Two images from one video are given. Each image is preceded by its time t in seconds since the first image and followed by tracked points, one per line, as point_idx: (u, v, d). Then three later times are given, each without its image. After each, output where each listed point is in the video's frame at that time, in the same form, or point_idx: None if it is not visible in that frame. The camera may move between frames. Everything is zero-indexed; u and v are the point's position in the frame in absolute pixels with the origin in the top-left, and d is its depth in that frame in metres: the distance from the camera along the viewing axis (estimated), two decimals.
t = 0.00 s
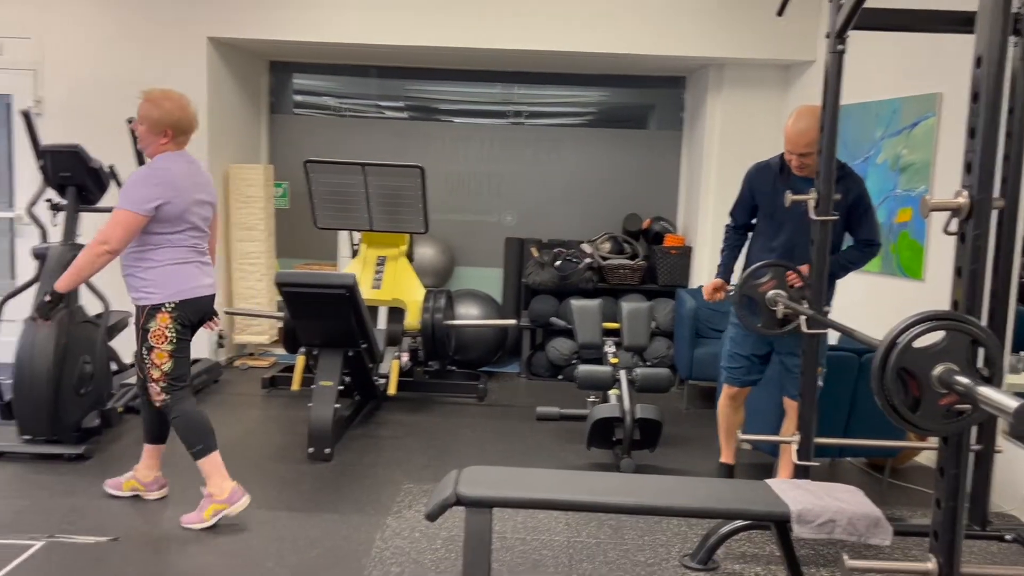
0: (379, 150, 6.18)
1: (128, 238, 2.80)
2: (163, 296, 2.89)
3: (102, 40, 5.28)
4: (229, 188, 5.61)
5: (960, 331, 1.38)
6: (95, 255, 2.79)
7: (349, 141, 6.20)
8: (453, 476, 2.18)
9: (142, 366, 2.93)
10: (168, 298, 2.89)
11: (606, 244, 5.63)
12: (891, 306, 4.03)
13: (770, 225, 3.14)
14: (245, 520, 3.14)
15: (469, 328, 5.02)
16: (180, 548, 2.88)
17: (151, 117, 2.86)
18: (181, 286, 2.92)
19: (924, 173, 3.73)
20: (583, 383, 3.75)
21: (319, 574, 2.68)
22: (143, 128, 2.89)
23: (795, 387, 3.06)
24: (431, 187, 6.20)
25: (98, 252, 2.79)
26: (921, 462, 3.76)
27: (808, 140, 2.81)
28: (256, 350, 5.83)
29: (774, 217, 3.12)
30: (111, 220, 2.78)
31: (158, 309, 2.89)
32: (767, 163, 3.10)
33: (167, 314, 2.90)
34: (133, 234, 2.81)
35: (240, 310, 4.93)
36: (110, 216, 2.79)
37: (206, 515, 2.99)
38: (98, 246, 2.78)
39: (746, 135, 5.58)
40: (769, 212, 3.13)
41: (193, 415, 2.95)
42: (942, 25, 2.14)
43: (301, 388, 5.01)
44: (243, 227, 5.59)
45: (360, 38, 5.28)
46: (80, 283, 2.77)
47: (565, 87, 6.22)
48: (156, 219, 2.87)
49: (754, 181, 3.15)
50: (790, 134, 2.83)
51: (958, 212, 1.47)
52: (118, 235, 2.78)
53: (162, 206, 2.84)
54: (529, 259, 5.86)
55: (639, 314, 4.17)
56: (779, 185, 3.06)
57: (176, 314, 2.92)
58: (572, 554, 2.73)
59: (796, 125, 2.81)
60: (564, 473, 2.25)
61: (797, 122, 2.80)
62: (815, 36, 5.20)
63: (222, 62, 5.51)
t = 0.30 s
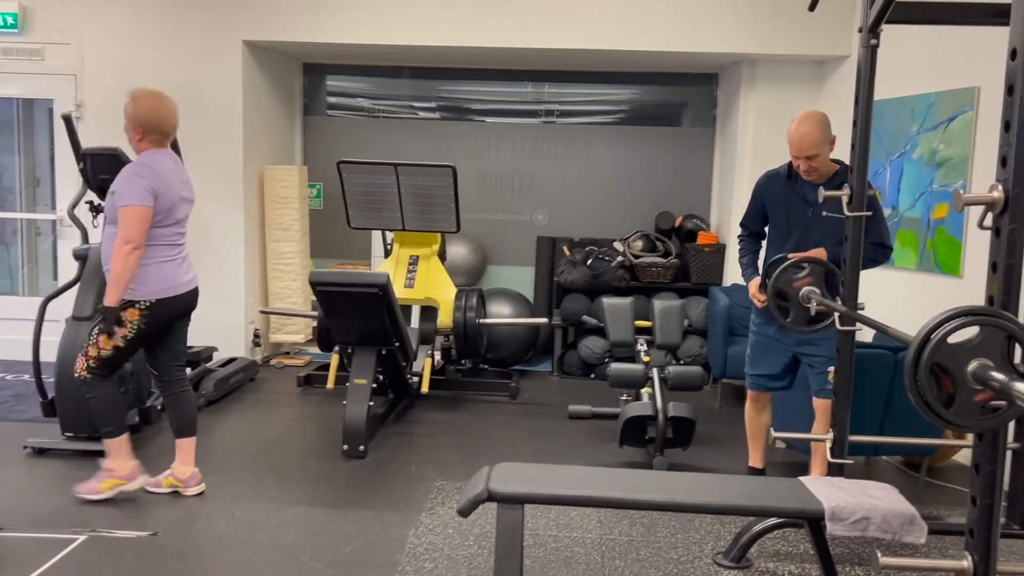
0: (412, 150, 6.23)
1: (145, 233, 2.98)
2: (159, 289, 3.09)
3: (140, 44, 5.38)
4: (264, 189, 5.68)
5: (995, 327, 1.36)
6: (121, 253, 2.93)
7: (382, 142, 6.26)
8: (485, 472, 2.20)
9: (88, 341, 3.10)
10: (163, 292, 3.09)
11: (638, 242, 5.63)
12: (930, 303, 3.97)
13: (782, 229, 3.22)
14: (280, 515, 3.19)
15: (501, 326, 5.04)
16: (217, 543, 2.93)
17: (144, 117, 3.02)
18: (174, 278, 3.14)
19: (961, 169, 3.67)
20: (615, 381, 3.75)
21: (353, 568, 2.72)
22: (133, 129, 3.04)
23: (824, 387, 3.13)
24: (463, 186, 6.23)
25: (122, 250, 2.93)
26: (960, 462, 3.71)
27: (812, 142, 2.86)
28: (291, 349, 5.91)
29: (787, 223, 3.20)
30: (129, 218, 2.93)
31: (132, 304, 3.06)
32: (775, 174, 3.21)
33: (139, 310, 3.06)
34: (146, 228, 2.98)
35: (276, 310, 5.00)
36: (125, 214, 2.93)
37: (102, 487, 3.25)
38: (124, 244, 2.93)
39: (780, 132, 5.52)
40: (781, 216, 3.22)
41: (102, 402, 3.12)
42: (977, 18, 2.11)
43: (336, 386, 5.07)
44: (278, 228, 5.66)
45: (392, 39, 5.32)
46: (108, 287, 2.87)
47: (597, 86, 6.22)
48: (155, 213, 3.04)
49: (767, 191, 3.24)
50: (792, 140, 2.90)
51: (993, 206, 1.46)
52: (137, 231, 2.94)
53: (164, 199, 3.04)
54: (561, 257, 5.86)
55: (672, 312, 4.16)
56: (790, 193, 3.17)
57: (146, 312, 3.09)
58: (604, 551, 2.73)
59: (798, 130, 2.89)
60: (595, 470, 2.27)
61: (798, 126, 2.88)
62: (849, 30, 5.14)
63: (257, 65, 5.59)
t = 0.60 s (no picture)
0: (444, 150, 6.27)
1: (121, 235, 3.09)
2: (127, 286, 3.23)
3: (178, 48, 5.48)
4: (299, 190, 5.75)
5: None
6: (100, 256, 3.02)
7: (414, 142, 6.31)
8: (517, 469, 2.23)
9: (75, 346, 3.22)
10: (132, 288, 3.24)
11: (670, 240, 5.62)
12: (968, 300, 3.91)
13: (794, 228, 3.30)
14: (316, 511, 3.24)
15: (533, 325, 5.06)
16: (255, 538, 2.98)
17: (112, 122, 3.12)
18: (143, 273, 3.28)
19: (999, 164, 3.62)
20: (647, 379, 3.75)
21: (387, 564, 2.75)
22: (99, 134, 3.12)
23: (851, 384, 3.12)
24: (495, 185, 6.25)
25: (99, 252, 3.02)
26: (999, 460, 3.65)
27: (814, 132, 3.01)
28: (326, 348, 5.97)
29: (798, 221, 3.28)
30: (105, 220, 3.02)
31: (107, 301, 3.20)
32: (782, 178, 3.30)
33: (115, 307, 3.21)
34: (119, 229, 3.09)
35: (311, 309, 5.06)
36: (99, 218, 3.03)
37: (87, 481, 3.38)
38: (102, 246, 3.03)
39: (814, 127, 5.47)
40: (795, 216, 3.28)
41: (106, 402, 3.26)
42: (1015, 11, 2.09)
43: (370, 385, 5.12)
44: (313, 228, 5.73)
45: (424, 39, 5.36)
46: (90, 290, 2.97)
47: (628, 83, 6.21)
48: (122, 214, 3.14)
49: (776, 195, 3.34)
50: (795, 132, 3.04)
51: None
52: (114, 233, 3.06)
53: (132, 200, 3.17)
54: (592, 255, 5.86)
55: (705, 309, 4.14)
56: (798, 190, 3.26)
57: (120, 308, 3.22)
58: (637, 549, 2.73)
59: (798, 123, 3.03)
60: (628, 468, 2.28)
61: (799, 119, 3.02)
62: (885, 24, 5.07)
63: (291, 67, 5.66)
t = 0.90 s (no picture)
0: (489, 149, 6.34)
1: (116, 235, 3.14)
2: (123, 287, 3.23)
3: (230, 52, 5.62)
4: (347, 191, 5.86)
5: None
6: (88, 253, 3.06)
7: (459, 142, 6.39)
8: (566, 463, 2.29)
9: (99, 347, 3.24)
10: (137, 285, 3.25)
11: (717, 237, 5.58)
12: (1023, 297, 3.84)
13: (837, 225, 3.29)
14: (368, 504, 3.31)
15: (579, 322, 5.10)
16: (309, 529, 3.07)
17: (113, 124, 3.17)
18: (142, 270, 3.30)
19: None
20: (694, 378, 3.75)
21: (437, 556, 2.81)
22: (98, 134, 3.17)
23: (900, 380, 3.11)
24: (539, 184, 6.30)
25: (91, 249, 3.06)
26: None
27: (854, 121, 3.05)
28: (374, 344, 6.08)
29: (841, 217, 3.27)
30: (105, 220, 3.09)
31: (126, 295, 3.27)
32: (820, 179, 3.28)
33: (132, 302, 3.25)
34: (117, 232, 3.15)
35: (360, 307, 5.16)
36: (99, 217, 3.08)
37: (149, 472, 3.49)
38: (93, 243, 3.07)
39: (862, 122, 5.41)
40: (841, 212, 3.27)
41: (145, 395, 3.32)
42: None
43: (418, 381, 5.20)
44: (361, 227, 5.83)
45: (469, 40, 5.43)
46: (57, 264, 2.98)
47: (673, 81, 6.21)
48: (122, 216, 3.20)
49: (815, 192, 3.32)
50: (834, 124, 3.07)
51: None
52: (110, 233, 3.10)
53: (131, 203, 3.22)
54: (637, 253, 5.87)
55: (752, 307, 4.13)
56: (837, 186, 3.25)
57: (138, 301, 3.29)
58: (685, 544, 2.75)
59: (838, 114, 3.06)
60: (676, 463, 2.31)
61: (839, 110, 3.06)
62: (936, 17, 5.00)
63: (340, 69, 5.78)
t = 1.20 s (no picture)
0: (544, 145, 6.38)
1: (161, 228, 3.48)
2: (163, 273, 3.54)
3: (291, 53, 5.76)
4: (405, 187, 5.97)
5: None
6: (155, 249, 3.39)
7: (514, 139, 6.44)
8: (624, 454, 2.35)
9: (105, 331, 3.40)
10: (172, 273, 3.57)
11: (773, 232, 5.55)
12: None
13: (894, 216, 3.24)
14: (428, 493, 3.40)
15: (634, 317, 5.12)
16: (372, 515, 3.17)
17: (137, 124, 3.43)
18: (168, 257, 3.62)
19: None
20: (751, 371, 3.75)
21: (496, 543, 2.88)
22: (123, 135, 3.41)
23: (959, 376, 3.10)
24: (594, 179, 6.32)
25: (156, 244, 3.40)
26: None
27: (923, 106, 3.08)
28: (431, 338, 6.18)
29: (898, 210, 3.22)
30: (159, 216, 3.42)
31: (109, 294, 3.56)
32: (877, 169, 3.24)
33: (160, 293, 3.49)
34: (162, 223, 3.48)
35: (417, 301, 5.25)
36: (151, 213, 3.40)
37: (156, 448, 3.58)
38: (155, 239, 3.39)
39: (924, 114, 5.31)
40: (895, 205, 3.22)
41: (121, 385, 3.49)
42: None
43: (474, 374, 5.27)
44: (418, 223, 5.94)
45: (525, 37, 5.47)
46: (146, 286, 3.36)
47: (730, 74, 6.13)
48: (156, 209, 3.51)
49: (873, 184, 3.26)
50: (905, 105, 3.09)
51: None
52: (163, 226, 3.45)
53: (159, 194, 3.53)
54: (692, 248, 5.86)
55: (809, 302, 4.11)
56: (895, 179, 3.20)
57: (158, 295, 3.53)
58: (742, 536, 2.77)
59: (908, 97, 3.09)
60: (733, 454, 2.35)
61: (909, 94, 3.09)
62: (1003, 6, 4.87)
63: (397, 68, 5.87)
